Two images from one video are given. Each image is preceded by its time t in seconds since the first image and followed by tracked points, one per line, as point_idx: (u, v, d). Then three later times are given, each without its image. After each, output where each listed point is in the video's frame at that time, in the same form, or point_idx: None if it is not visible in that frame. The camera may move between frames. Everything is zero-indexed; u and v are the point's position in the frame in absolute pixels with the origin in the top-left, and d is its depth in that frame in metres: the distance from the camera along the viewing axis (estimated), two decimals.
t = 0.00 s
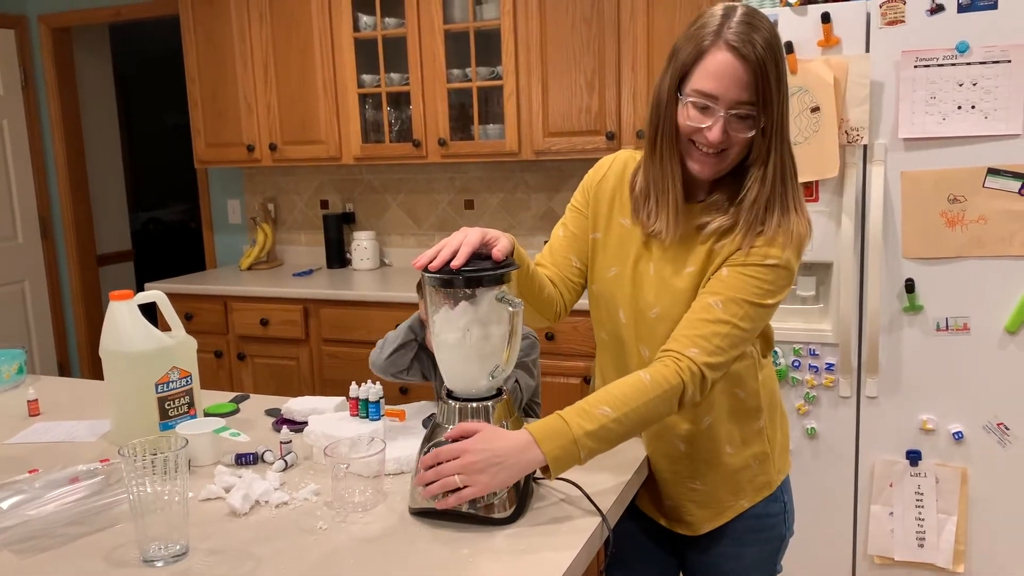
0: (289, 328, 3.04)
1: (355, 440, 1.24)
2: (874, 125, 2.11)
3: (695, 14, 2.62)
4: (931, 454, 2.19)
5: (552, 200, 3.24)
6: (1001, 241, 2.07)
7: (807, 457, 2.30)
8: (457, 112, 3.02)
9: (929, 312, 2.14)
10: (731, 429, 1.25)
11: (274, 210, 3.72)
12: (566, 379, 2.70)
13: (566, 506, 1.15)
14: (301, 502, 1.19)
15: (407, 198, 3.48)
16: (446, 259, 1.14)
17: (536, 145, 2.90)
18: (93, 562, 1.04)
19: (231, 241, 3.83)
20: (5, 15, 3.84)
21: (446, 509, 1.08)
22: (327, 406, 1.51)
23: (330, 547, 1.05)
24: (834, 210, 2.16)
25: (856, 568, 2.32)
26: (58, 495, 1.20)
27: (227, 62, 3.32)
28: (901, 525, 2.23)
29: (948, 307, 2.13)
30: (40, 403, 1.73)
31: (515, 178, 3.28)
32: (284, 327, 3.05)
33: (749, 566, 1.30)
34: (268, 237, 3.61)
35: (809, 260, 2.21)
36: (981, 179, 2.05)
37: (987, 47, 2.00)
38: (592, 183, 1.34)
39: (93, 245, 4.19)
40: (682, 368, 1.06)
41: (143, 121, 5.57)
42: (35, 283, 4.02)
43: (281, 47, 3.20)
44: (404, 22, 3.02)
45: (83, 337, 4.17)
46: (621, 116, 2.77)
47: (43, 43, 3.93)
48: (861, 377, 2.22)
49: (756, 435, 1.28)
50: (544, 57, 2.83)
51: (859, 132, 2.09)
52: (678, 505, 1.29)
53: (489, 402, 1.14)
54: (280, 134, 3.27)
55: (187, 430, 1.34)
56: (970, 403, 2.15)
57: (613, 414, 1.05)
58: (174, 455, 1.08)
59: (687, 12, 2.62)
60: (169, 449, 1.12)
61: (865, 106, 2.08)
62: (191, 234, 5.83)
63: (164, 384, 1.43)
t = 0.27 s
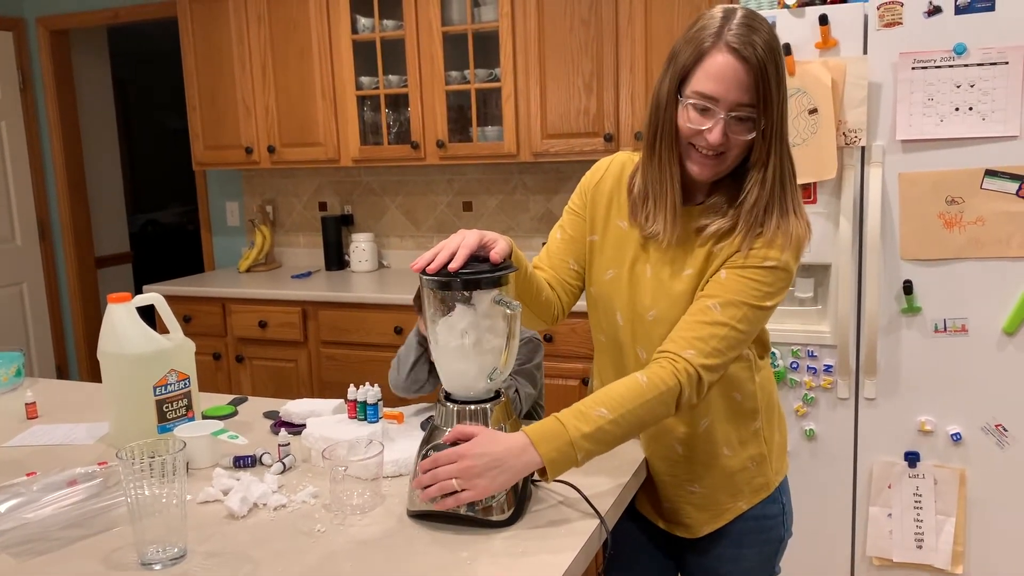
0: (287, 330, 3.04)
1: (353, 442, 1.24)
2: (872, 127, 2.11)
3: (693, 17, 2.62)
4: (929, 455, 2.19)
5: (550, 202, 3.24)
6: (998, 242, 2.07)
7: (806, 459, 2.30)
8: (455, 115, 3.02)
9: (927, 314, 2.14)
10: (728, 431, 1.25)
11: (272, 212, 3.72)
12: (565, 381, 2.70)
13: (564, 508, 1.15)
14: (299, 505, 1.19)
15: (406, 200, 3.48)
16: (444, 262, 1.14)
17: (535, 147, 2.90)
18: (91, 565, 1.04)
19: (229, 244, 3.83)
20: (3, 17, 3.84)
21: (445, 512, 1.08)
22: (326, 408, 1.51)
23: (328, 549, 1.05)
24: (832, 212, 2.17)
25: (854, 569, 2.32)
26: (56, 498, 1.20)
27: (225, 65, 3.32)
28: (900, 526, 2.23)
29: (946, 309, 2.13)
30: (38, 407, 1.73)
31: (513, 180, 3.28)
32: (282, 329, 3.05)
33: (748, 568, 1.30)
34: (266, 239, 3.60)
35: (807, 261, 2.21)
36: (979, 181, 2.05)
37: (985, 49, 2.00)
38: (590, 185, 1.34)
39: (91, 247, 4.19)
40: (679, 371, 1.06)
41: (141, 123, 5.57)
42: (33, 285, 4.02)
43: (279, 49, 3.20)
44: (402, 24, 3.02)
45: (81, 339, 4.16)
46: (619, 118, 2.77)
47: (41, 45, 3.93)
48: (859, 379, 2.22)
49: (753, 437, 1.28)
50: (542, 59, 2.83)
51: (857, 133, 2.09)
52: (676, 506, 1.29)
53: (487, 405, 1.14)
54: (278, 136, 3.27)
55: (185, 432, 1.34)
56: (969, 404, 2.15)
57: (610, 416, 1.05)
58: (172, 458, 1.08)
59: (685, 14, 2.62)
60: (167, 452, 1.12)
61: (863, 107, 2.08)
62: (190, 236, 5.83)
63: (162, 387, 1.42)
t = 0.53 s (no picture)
0: (286, 331, 3.04)
1: (352, 444, 1.24)
2: (871, 128, 2.11)
3: (692, 18, 2.62)
4: (929, 456, 2.19)
5: (550, 203, 3.24)
6: (997, 244, 2.07)
7: (805, 460, 2.30)
8: (454, 116, 3.01)
9: (926, 315, 2.14)
10: (728, 431, 1.25)
11: (271, 213, 3.72)
12: (564, 382, 2.70)
13: (563, 509, 1.15)
14: (299, 507, 1.18)
15: (405, 201, 3.48)
16: (443, 263, 1.14)
17: (534, 148, 2.90)
18: (90, 567, 1.04)
19: (228, 245, 3.83)
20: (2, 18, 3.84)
21: (444, 514, 1.08)
22: (325, 410, 1.50)
23: (328, 551, 1.05)
24: (831, 213, 2.17)
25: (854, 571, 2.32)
26: (55, 500, 1.20)
27: (224, 66, 3.32)
28: (899, 527, 2.24)
29: (946, 310, 2.13)
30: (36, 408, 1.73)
31: (513, 181, 3.28)
32: (281, 330, 3.05)
33: (747, 570, 1.30)
34: (265, 240, 3.60)
35: (806, 262, 2.21)
36: (978, 182, 2.05)
37: (984, 50, 2.00)
38: (588, 186, 1.34)
39: (90, 248, 4.18)
40: (679, 373, 1.06)
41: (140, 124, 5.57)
42: (32, 286, 4.02)
43: (278, 51, 3.20)
44: (401, 25, 3.02)
45: (80, 340, 4.16)
46: (618, 119, 2.77)
47: (40, 46, 3.93)
48: (859, 380, 2.22)
49: (753, 439, 1.27)
50: (541, 59, 2.83)
51: (856, 134, 2.09)
52: (676, 508, 1.29)
53: (486, 406, 1.14)
54: (277, 137, 3.27)
55: (184, 434, 1.34)
56: (968, 406, 2.15)
57: (610, 419, 1.05)
58: (171, 459, 1.08)
59: (683, 16, 2.63)
60: (166, 454, 1.12)
61: (862, 108, 2.08)
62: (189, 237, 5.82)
63: (161, 389, 1.42)
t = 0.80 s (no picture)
0: (286, 331, 3.04)
1: (352, 444, 1.24)
2: (871, 129, 2.11)
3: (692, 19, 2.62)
4: (928, 457, 2.19)
5: (550, 204, 3.24)
6: (997, 244, 2.07)
7: (804, 461, 2.30)
8: (454, 116, 3.01)
9: (926, 316, 2.14)
10: (732, 433, 1.25)
11: (271, 213, 3.72)
12: (564, 382, 2.70)
13: (563, 510, 1.15)
14: (298, 507, 1.18)
15: (404, 201, 3.48)
16: (444, 263, 1.14)
17: (534, 149, 2.90)
18: (89, 567, 1.04)
19: (228, 245, 3.83)
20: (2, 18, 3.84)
21: (444, 514, 1.08)
22: (324, 410, 1.50)
23: (328, 552, 1.04)
24: (831, 213, 2.17)
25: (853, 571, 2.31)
26: (55, 500, 1.20)
27: (224, 66, 3.32)
28: (898, 528, 2.24)
29: (945, 311, 2.13)
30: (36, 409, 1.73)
31: (513, 181, 3.28)
32: (281, 330, 3.05)
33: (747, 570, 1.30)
34: (265, 240, 3.60)
35: (806, 263, 2.21)
36: (978, 183, 2.05)
37: (984, 51, 2.00)
38: (585, 193, 1.34)
39: (90, 248, 4.18)
40: (681, 377, 1.06)
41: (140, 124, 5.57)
42: (32, 286, 4.02)
43: (278, 51, 3.20)
44: (401, 25, 3.01)
45: (80, 340, 4.16)
46: (618, 119, 2.77)
47: (39, 46, 3.92)
48: (858, 381, 2.22)
49: (757, 442, 1.27)
50: (541, 60, 2.83)
51: (856, 135, 2.10)
52: (681, 512, 1.29)
53: (486, 407, 1.14)
54: (277, 137, 3.27)
55: (183, 434, 1.34)
56: (967, 407, 2.15)
57: (611, 422, 1.05)
58: (171, 459, 1.08)
59: (683, 16, 2.62)
60: (166, 454, 1.12)
61: (862, 109, 2.08)
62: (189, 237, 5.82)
63: (160, 389, 1.42)
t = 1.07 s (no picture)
0: (286, 330, 3.04)
1: (352, 444, 1.24)
2: (872, 128, 2.11)
3: (693, 19, 2.62)
4: (928, 457, 2.19)
5: (550, 204, 3.24)
6: (997, 244, 2.07)
7: (805, 461, 2.30)
8: (454, 116, 3.01)
9: (926, 316, 2.14)
10: (748, 433, 1.25)
11: (271, 213, 3.72)
12: (563, 382, 2.70)
13: (563, 510, 1.15)
14: (298, 507, 1.18)
15: (404, 201, 3.48)
16: (445, 262, 1.14)
17: (534, 148, 2.90)
18: (89, 567, 1.04)
19: (228, 244, 3.82)
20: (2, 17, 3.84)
21: (443, 514, 1.08)
22: (325, 410, 1.50)
23: (329, 551, 1.04)
24: (831, 214, 2.17)
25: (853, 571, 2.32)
26: (54, 500, 1.20)
27: (224, 66, 3.32)
28: (898, 528, 2.24)
29: (946, 311, 2.13)
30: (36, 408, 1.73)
31: (513, 181, 3.28)
32: (281, 330, 3.05)
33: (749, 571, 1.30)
34: (265, 240, 3.60)
35: (806, 263, 2.21)
36: (979, 183, 2.05)
37: (984, 51, 2.00)
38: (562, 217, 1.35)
39: (90, 248, 4.18)
40: (683, 392, 1.06)
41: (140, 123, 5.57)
42: (32, 285, 4.02)
43: (278, 51, 3.20)
44: (401, 25, 3.01)
45: (80, 339, 4.16)
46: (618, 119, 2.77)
47: (39, 45, 3.92)
48: (858, 381, 2.22)
49: (775, 438, 1.27)
50: (541, 59, 2.83)
51: (856, 135, 2.10)
52: (705, 514, 1.28)
53: (485, 407, 1.14)
54: (278, 137, 3.27)
55: (183, 434, 1.34)
56: (967, 407, 2.15)
57: (615, 431, 1.05)
58: (171, 459, 1.08)
59: (683, 16, 2.62)
60: (166, 454, 1.12)
61: (862, 109, 2.08)
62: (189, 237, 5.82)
63: (161, 389, 1.42)
